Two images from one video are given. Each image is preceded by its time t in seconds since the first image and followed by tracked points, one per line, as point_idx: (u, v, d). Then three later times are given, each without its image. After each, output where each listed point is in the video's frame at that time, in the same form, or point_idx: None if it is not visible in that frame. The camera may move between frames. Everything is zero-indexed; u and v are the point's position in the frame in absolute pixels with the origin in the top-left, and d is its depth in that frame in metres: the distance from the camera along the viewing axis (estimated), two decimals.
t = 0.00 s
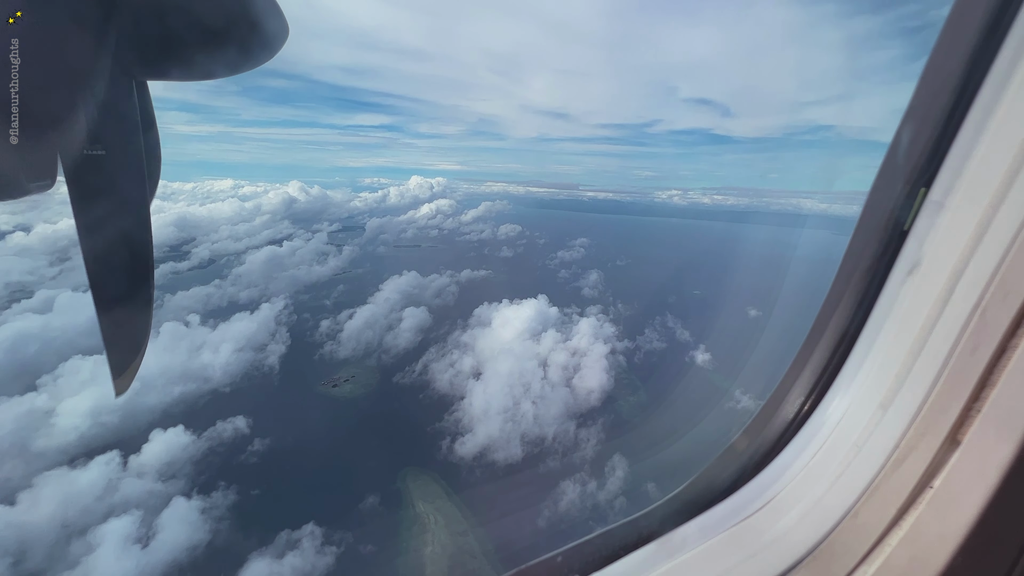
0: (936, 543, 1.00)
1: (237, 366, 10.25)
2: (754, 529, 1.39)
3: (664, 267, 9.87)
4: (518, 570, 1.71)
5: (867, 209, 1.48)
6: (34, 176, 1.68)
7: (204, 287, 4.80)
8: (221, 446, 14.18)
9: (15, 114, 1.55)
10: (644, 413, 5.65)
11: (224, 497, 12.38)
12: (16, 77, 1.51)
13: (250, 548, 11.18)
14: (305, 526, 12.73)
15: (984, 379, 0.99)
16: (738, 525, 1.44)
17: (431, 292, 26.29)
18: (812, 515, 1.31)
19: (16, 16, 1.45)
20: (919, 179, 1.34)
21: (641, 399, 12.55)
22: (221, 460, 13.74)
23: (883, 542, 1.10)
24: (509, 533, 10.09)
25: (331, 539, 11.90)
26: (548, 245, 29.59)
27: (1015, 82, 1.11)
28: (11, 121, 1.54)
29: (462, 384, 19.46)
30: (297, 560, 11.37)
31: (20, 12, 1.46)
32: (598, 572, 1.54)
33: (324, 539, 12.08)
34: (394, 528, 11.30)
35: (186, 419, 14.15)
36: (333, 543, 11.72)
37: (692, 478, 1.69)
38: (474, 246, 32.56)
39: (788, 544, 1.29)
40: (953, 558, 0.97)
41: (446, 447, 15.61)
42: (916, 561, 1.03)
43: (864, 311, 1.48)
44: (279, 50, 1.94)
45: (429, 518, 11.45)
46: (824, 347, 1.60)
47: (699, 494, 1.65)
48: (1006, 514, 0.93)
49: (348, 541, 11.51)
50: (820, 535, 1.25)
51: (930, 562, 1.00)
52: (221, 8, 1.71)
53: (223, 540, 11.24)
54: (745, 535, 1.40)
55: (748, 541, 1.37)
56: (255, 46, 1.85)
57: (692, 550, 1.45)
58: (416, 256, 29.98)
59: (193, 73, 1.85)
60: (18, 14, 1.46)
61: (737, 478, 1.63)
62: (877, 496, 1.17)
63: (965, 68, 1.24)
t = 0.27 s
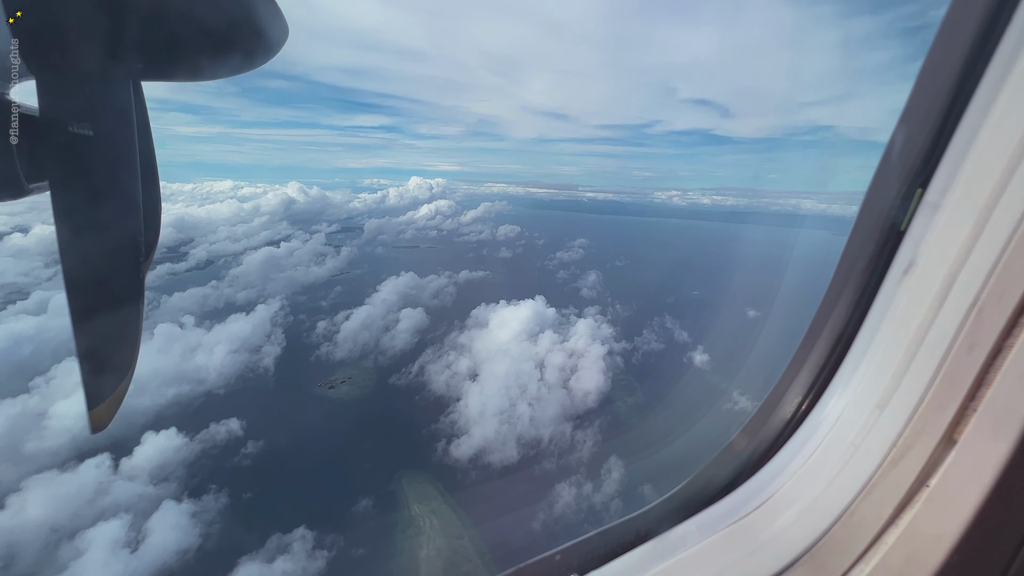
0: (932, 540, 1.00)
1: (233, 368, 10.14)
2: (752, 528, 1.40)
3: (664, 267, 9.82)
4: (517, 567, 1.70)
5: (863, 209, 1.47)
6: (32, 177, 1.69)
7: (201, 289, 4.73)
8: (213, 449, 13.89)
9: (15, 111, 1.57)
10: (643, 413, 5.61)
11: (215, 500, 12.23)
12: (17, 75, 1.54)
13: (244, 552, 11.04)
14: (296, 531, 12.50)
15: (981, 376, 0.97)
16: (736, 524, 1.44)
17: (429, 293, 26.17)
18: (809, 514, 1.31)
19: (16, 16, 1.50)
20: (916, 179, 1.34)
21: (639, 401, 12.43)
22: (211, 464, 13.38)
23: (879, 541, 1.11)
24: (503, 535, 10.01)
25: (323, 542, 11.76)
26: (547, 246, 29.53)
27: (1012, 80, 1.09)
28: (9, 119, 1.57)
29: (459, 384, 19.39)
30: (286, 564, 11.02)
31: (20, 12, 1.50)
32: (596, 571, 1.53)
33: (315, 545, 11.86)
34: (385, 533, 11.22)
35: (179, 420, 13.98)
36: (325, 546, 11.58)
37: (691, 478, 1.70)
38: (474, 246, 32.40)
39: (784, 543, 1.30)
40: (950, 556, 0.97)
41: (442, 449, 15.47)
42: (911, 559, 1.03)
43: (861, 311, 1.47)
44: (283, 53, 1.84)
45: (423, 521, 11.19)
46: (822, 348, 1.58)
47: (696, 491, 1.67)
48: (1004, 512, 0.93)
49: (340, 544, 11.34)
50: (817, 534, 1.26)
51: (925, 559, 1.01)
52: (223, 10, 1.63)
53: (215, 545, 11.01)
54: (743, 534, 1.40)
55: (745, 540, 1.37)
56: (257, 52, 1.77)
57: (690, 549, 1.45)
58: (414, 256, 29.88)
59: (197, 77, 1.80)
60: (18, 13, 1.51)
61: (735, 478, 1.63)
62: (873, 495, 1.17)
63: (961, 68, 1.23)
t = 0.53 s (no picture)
0: (931, 535, 1.03)
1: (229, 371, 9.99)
2: (749, 526, 1.38)
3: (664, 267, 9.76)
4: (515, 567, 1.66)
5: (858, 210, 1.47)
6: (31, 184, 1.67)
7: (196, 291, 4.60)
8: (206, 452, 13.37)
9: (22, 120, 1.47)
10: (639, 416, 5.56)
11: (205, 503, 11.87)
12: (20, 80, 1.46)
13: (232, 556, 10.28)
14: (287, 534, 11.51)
15: (978, 376, 0.99)
16: (733, 523, 1.43)
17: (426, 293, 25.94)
18: (806, 513, 1.31)
19: (17, 16, 1.44)
20: (913, 179, 1.34)
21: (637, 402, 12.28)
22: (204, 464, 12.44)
23: (878, 539, 1.13)
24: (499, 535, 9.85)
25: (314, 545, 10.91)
26: (546, 247, 29.45)
27: (1010, 78, 1.09)
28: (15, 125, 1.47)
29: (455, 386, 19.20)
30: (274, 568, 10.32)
31: (20, 12, 1.44)
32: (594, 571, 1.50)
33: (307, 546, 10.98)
34: (379, 537, 10.66)
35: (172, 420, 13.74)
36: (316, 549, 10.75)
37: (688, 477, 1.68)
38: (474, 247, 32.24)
39: (783, 542, 1.29)
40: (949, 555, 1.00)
41: (437, 451, 15.39)
42: (911, 557, 1.05)
43: (857, 312, 1.46)
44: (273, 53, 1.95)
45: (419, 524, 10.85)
46: (818, 349, 1.57)
47: (693, 492, 1.65)
48: (999, 508, 0.96)
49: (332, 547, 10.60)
50: (814, 532, 1.26)
51: (924, 557, 1.03)
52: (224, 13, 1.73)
53: (206, 548, 10.33)
54: (740, 533, 1.38)
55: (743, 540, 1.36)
56: (251, 54, 1.88)
57: (687, 548, 1.43)
58: (411, 257, 29.75)
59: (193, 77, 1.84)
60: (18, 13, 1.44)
61: (732, 477, 1.62)
62: (871, 493, 1.18)
63: (955, 73, 1.24)
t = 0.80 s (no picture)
0: (929, 536, 1.01)
1: (227, 373, 9.93)
2: (748, 526, 1.37)
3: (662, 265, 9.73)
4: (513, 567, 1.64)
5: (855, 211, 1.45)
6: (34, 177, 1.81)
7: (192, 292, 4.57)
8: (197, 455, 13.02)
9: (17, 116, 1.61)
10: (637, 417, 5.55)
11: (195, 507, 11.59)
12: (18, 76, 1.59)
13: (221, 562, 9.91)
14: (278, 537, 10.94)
15: (974, 378, 0.98)
16: (731, 523, 1.42)
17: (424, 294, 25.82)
18: (804, 512, 1.30)
19: (16, 16, 1.52)
20: (910, 179, 1.32)
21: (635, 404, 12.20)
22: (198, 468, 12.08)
23: (875, 539, 1.11)
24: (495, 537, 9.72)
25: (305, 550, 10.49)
26: (545, 247, 29.41)
27: (1006, 77, 1.07)
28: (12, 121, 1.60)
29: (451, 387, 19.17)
30: None
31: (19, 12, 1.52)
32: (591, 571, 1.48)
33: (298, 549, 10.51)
34: (373, 537, 10.55)
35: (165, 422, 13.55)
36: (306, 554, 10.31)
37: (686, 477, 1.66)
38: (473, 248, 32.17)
39: (781, 541, 1.28)
40: (945, 554, 0.99)
41: (433, 453, 15.38)
42: (908, 557, 1.04)
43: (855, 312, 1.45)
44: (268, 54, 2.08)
45: (413, 526, 10.84)
46: (815, 349, 1.56)
47: (691, 490, 1.64)
48: (1001, 508, 0.94)
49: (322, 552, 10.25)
50: (813, 532, 1.25)
51: (921, 556, 1.02)
52: (221, 13, 1.84)
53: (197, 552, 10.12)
54: (739, 532, 1.37)
55: (741, 539, 1.35)
56: (243, 56, 2.02)
57: (685, 547, 1.42)
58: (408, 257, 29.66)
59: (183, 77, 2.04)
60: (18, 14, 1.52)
61: (730, 477, 1.61)
62: (869, 493, 1.17)
63: (949, 75, 1.23)
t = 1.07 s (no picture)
0: (929, 537, 1.00)
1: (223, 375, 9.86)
2: (748, 526, 1.35)
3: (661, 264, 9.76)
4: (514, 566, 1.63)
5: (856, 212, 1.43)
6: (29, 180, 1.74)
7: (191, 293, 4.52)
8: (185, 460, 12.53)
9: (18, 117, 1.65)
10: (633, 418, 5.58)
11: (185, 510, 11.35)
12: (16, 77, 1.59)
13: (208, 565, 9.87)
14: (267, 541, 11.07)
15: (973, 378, 0.97)
16: (731, 523, 1.39)
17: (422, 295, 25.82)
18: (805, 512, 1.28)
19: (16, 16, 1.58)
20: (911, 178, 1.30)
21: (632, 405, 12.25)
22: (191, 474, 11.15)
23: (875, 538, 1.10)
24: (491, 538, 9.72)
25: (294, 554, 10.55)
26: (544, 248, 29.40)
27: (1005, 76, 1.06)
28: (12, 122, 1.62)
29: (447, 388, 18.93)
30: None
31: (19, 12, 1.59)
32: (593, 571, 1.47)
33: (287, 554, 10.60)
34: (368, 539, 10.58)
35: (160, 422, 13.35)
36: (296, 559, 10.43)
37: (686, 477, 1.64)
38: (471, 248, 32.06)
39: (782, 541, 1.26)
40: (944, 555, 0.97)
41: (427, 455, 15.34)
42: (907, 558, 1.02)
43: (856, 312, 1.43)
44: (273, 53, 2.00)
45: (409, 529, 10.92)
46: (816, 349, 1.54)
47: (691, 490, 1.61)
48: (1001, 509, 0.93)
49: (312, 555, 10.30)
50: (813, 532, 1.23)
51: (920, 556, 1.00)
52: (222, 15, 1.78)
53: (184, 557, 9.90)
54: (738, 532, 1.35)
55: (740, 539, 1.33)
56: (247, 56, 1.95)
57: (685, 548, 1.40)
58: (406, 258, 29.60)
59: (188, 80, 1.95)
60: (19, 14, 1.60)
61: (730, 478, 1.59)
62: (868, 493, 1.15)
63: (950, 74, 1.21)
